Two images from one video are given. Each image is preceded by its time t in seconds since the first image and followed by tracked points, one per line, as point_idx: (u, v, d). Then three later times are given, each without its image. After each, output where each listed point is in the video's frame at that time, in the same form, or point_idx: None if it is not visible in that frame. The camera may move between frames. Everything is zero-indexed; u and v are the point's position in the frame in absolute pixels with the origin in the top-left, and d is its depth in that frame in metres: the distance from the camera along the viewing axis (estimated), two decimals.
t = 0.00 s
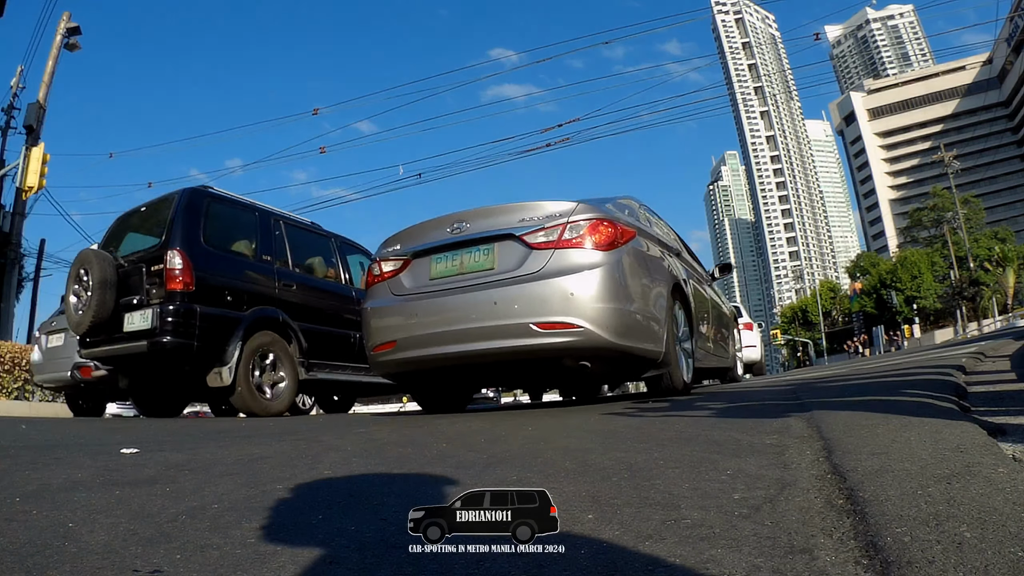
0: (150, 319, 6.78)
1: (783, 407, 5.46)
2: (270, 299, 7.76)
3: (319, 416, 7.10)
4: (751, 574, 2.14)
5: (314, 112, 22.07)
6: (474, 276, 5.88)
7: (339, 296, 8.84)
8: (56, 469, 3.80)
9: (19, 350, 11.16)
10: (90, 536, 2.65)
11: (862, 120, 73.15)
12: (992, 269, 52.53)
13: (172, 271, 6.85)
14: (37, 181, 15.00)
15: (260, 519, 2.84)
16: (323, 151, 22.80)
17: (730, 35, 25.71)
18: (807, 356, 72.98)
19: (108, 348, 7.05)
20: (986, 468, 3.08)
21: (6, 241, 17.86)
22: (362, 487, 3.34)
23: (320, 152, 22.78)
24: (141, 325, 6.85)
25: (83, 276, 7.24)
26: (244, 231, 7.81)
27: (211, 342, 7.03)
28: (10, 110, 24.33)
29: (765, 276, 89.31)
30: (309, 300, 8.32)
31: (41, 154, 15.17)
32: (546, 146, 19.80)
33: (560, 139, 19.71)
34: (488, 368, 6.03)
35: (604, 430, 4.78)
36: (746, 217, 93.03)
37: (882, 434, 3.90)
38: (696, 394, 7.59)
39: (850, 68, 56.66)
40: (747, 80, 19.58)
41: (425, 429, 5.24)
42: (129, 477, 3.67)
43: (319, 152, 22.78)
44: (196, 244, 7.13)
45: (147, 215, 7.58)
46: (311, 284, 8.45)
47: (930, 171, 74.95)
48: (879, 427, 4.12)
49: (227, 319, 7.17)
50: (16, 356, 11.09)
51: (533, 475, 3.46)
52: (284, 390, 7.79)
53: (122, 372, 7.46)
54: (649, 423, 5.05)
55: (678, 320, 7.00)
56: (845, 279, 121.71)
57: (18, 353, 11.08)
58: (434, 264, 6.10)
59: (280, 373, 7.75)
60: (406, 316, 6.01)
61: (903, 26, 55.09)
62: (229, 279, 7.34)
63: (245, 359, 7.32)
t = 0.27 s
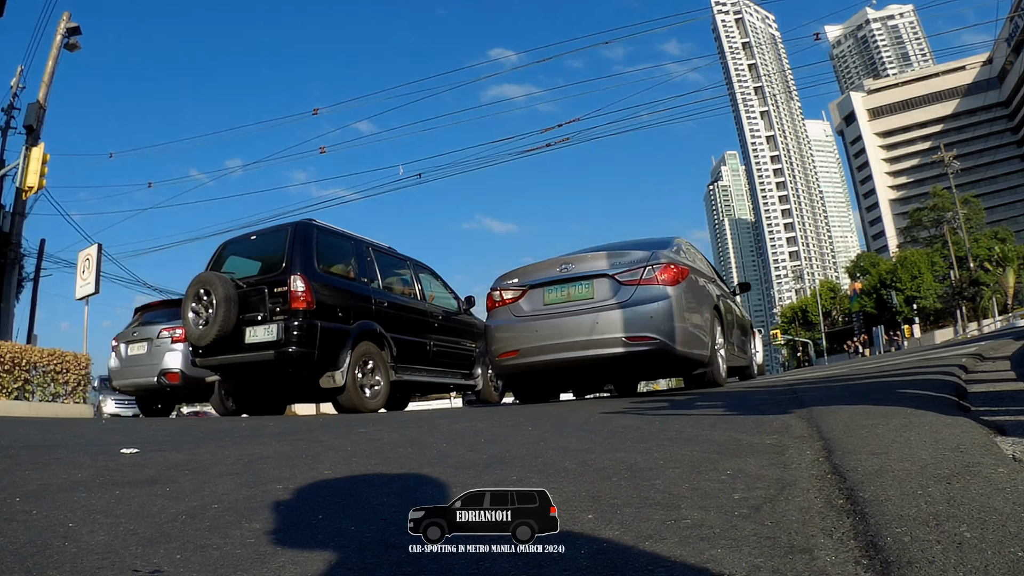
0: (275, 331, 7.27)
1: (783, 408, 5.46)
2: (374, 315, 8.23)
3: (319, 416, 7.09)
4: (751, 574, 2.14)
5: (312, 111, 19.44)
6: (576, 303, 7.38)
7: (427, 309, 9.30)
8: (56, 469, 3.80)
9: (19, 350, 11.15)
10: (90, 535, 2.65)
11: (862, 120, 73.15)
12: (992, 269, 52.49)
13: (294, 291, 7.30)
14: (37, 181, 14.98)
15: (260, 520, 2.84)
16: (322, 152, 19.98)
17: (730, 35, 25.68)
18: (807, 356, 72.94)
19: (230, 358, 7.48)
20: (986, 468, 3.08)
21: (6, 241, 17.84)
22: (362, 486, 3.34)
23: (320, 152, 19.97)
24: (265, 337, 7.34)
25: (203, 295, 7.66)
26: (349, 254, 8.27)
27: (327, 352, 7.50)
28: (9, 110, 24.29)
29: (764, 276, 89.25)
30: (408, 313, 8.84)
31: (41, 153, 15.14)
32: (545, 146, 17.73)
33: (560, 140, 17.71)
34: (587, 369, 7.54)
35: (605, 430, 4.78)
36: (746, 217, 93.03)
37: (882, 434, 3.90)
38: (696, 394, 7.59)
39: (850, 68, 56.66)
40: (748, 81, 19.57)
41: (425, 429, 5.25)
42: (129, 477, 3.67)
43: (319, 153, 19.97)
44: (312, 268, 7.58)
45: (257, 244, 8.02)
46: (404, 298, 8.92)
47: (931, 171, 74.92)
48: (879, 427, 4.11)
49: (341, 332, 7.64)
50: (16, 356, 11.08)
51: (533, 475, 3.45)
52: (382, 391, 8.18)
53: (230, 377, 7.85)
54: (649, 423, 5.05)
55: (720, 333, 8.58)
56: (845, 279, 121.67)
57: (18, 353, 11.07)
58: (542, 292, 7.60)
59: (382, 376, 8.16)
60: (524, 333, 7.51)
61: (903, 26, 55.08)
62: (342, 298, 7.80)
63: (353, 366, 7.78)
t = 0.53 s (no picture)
0: (365, 340, 7.94)
1: (782, 407, 5.46)
2: (443, 326, 8.91)
3: (319, 416, 7.08)
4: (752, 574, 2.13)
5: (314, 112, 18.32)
6: (635, 319, 8.67)
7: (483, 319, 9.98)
8: (56, 469, 3.79)
9: (19, 350, 11.14)
10: (90, 536, 2.65)
11: (862, 120, 73.16)
12: (992, 269, 52.51)
13: (382, 306, 7.98)
14: (37, 181, 14.98)
15: (260, 520, 2.84)
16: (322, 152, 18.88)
17: (730, 35, 25.68)
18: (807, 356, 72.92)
19: (322, 365, 8.14)
20: (986, 468, 3.08)
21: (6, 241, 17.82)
22: (362, 487, 3.34)
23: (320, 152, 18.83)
24: (356, 345, 8.00)
25: (294, 310, 8.23)
26: (420, 272, 8.96)
27: (408, 357, 8.19)
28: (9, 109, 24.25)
29: (764, 276, 89.20)
30: (468, 322, 9.56)
31: (41, 153, 15.14)
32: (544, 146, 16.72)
33: (560, 140, 16.68)
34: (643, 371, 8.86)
35: (605, 430, 4.78)
36: (746, 217, 93.02)
37: (881, 434, 3.90)
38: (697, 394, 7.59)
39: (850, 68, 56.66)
40: (747, 81, 19.57)
41: (424, 429, 5.25)
42: (129, 476, 3.67)
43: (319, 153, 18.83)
44: (394, 286, 8.28)
45: (340, 266, 8.69)
46: (466, 311, 9.59)
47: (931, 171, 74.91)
48: (879, 427, 4.12)
49: (419, 341, 8.33)
50: (16, 356, 11.07)
51: (534, 475, 3.45)
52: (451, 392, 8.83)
53: (316, 383, 8.47)
54: (649, 423, 5.05)
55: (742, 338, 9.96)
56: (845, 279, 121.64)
57: (18, 353, 11.06)
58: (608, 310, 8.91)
59: (450, 379, 8.78)
60: (593, 344, 8.83)
61: (903, 25, 55.09)
62: (419, 312, 8.48)
63: (430, 368, 8.45)
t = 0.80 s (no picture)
0: (431, 346, 8.67)
1: (783, 407, 5.45)
2: (492, 333, 9.65)
3: (318, 415, 7.08)
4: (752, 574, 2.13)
5: (314, 112, 17.56)
6: (674, 329, 9.70)
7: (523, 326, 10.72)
8: (57, 469, 3.79)
9: (19, 350, 11.13)
10: (90, 536, 2.65)
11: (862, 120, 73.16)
12: (992, 269, 52.47)
13: (444, 316, 8.72)
14: (37, 181, 14.97)
15: (260, 520, 2.84)
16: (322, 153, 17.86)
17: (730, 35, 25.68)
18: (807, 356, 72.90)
19: (389, 367, 8.82)
20: (986, 468, 3.08)
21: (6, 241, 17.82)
22: (362, 487, 3.34)
23: (320, 153, 17.84)
24: (421, 350, 8.72)
25: (363, 318, 8.85)
26: (471, 283, 9.64)
27: (468, 359, 8.94)
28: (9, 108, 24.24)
29: (764, 276, 89.19)
30: (512, 330, 10.28)
31: (41, 153, 15.14)
32: (544, 146, 15.88)
33: (560, 140, 15.86)
34: (680, 371, 9.92)
35: (605, 430, 4.78)
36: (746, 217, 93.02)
37: (881, 434, 3.90)
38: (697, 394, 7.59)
39: (850, 68, 56.66)
40: (747, 81, 19.55)
41: (424, 429, 5.25)
42: (129, 477, 3.67)
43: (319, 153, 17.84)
44: (454, 298, 9.01)
45: (401, 280, 9.38)
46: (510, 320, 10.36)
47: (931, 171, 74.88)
48: (878, 427, 4.12)
49: (475, 346, 9.05)
50: (16, 356, 11.06)
51: (534, 475, 3.45)
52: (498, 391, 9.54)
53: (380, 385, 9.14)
54: (649, 423, 5.05)
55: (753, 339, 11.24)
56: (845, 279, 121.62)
57: (19, 353, 11.05)
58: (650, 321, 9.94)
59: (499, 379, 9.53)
60: (637, 349, 9.86)
61: (903, 25, 55.13)
62: (474, 320, 9.22)
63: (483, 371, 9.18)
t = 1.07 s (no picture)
0: (479, 352, 10.11)
1: (783, 407, 5.45)
2: (528, 340, 11.13)
3: (318, 415, 7.09)
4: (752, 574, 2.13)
5: (314, 112, 18.12)
6: (697, 334, 12.47)
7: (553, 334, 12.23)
8: (56, 469, 3.79)
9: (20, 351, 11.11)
10: (89, 536, 2.65)
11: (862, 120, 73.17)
12: (992, 269, 52.43)
13: (490, 326, 10.16)
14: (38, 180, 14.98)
15: (260, 519, 2.84)
16: (323, 153, 18.49)
17: (730, 35, 25.66)
18: (807, 356, 72.84)
19: (442, 371, 10.20)
20: (986, 468, 3.08)
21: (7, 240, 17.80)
22: (361, 486, 3.34)
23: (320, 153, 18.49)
24: (470, 355, 10.16)
25: (416, 328, 10.23)
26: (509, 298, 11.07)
27: (509, 363, 10.37)
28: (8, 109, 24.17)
29: (764, 276, 89.22)
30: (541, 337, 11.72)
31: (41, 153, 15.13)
32: (544, 146, 16.79)
33: (559, 140, 16.80)
34: (700, 367, 12.65)
35: (605, 430, 4.78)
36: (746, 218, 93.01)
37: (881, 434, 3.90)
38: (696, 394, 7.59)
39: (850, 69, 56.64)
40: (747, 81, 19.53)
41: (424, 429, 5.25)
42: (128, 476, 3.67)
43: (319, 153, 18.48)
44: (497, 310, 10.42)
45: (449, 294, 10.70)
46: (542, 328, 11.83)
47: (931, 171, 74.83)
48: (878, 427, 4.12)
49: (515, 352, 10.48)
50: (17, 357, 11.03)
51: (533, 475, 3.45)
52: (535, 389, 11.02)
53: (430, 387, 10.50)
54: (649, 423, 5.05)
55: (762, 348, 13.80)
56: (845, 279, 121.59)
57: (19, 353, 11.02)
58: (676, 329, 12.70)
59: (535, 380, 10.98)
60: (666, 350, 12.66)
61: (903, 25, 55.14)
62: (514, 329, 10.67)
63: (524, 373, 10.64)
